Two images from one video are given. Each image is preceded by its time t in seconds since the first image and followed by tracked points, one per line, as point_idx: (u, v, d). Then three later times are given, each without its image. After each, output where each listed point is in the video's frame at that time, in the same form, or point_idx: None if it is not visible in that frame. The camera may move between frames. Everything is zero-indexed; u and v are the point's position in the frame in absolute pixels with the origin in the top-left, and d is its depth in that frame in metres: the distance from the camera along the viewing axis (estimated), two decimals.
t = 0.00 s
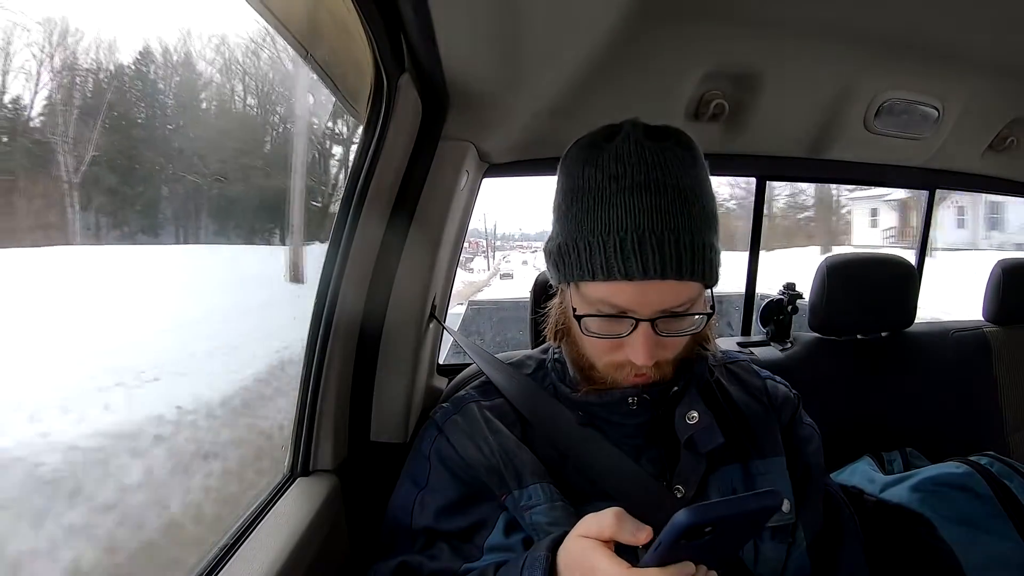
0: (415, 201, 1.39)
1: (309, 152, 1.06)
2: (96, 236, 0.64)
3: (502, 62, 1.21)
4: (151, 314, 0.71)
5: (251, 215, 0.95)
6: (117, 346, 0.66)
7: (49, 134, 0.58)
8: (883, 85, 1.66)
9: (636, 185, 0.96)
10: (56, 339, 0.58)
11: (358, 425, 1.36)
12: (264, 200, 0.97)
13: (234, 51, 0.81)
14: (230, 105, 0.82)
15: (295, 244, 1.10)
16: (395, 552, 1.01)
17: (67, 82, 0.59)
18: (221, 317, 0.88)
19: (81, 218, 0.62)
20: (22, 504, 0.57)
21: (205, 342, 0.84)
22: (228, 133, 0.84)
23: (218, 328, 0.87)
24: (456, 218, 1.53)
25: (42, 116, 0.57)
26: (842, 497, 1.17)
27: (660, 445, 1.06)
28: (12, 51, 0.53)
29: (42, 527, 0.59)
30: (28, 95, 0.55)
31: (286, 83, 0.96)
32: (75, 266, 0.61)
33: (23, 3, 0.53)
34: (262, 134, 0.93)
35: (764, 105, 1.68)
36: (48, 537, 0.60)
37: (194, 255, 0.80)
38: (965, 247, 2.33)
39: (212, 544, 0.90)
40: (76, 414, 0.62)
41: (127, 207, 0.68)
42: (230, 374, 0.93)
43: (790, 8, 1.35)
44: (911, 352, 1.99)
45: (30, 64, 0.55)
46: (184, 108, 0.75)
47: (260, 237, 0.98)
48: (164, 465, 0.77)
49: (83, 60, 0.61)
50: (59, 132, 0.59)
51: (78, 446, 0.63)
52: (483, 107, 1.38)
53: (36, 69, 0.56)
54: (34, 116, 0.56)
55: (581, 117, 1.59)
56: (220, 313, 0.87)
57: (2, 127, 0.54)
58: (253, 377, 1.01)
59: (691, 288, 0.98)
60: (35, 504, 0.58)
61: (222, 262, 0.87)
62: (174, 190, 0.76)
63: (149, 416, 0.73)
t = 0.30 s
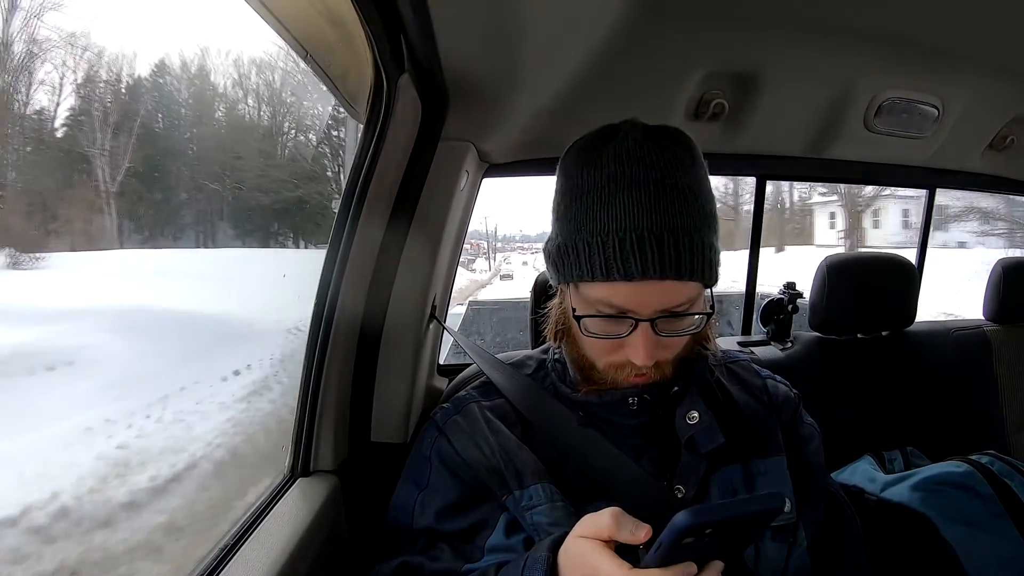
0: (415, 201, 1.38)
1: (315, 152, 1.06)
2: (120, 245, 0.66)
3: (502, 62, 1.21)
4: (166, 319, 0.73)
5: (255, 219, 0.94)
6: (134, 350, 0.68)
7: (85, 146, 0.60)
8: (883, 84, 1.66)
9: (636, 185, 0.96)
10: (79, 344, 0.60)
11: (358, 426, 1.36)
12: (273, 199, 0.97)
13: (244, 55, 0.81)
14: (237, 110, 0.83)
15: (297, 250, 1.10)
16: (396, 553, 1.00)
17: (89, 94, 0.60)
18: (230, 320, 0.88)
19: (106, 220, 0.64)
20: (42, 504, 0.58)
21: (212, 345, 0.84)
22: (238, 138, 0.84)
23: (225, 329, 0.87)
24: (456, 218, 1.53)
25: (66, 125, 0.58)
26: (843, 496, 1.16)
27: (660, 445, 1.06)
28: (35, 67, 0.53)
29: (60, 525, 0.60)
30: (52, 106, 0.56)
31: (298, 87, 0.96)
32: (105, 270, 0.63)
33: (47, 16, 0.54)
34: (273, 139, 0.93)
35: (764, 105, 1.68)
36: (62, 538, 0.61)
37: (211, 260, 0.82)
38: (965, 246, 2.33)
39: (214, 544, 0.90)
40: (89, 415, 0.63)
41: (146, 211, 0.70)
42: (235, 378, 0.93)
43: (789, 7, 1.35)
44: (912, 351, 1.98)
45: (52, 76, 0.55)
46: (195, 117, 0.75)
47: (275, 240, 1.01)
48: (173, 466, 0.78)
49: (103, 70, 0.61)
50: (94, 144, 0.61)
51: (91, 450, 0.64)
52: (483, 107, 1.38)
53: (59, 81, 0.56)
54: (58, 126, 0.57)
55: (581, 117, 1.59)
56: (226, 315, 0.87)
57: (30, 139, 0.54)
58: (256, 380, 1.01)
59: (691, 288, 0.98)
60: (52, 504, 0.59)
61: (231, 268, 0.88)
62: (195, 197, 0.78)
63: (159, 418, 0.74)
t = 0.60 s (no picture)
0: (416, 200, 1.38)
1: (321, 153, 1.06)
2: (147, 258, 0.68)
3: (503, 61, 1.21)
4: (183, 332, 0.74)
5: (259, 220, 0.93)
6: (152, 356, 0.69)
7: (121, 160, 0.62)
8: (884, 83, 1.66)
9: (640, 183, 0.96)
10: (98, 353, 0.61)
11: (359, 425, 1.36)
12: (279, 200, 0.97)
13: (251, 57, 0.81)
14: (244, 112, 0.83)
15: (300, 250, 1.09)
16: (398, 552, 1.00)
17: (113, 103, 0.60)
18: (237, 321, 0.88)
19: (137, 230, 0.65)
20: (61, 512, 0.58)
21: (217, 346, 0.84)
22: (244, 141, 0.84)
23: (230, 330, 0.87)
24: (457, 217, 1.53)
25: (86, 134, 0.57)
26: (844, 495, 1.16)
27: (661, 443, 1.06)
28: (57, 81, 0.53)
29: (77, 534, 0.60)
30: (72, 114, 0.55)
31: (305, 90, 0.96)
32: (140, 284, 0.66)
33: (73, 28, 0.53)
34: (279, 142, 0.93)
35: (764, 104, 1.68)
36: (81, 544, 0.61)
37: (220, 262, 0.82)
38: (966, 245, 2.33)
39: (216, 544, 0.90)
40: (109, 425, 0.64)
41: (162, 220, 0.70)
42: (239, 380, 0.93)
43: (789, 6, 1.35)
44: (912, 351, 1.98)
45: (74, 86, 0.55)
46: (206, 121, 0.75)
47: (289, 244, 1.04)
48: (183, 473, 0.79)
49: (119, 81, 0.60)
50: (129, 157, 0.63)
51: (107, 457, 0.64)
52: (484, 106, 1.38)
53: (81, 92, 0.56)
54: (79, 137, 0.56)
55: (582, 116, 1.59)
56: (232, 317, 0.87)
57: (54, 149, 0.54)
58: (258, 380, 1.01)
59: (694, 286, 0.98)
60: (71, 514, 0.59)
61: (240, 268, 0.88)
62: (216, 206, 0.81)
63: (169, 427, 0.75)
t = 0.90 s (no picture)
0: (416, 200, 1.38)
1: (322, 154, 1.07)
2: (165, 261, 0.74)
3: (503, 61, 1.21)
4: (194, 331, 0.80)
5: (254, 220, 0.93)
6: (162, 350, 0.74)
7: (147, 168, 0.69)
8: (883, 83, 1.66)
9: (642, 182, 0.96)
10: (111, 346, 0.66)
11: (359, 425, 1.36)
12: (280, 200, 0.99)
13: (251, 57, 0.82)
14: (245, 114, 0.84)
15: (295, 251, 1.09)
16: (398, 552, 1.01)
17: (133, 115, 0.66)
18: (229, 319, 0.88)
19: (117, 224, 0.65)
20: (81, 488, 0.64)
21: (209, 346, 0.84)
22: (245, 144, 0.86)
23: (222, 328, 0.87)
24: (457, 217, 1.52)
25: (104, 142, 0.63)
26: (844, 495, 1.16)
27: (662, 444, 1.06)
28: (76, 90, 0.58)
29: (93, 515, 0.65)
30: (90, 123, 0.61)
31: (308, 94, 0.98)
32: (154, 284, 0.72)
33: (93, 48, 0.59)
34: (277, 143, 0.94)
35: (764, 104, 1.68)
36: (95, 526, 0.66)
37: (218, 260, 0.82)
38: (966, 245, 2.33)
39: (214, 545, 0.90)
40: (129, 413, 0.70)
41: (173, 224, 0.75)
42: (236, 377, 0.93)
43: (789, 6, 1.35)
44: (912, 351, 1.98)
45: (92, 99, 0.60)
46: (207, 126, 0.78)
47: (303, 246, 1.12)
48: (173, 469, 0.79)
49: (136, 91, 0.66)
50: (156, 166, 0.71)
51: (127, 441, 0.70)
52: (483, 106, 1.38)
53: (98, 105, 0.61)
54: (98, 144, 0.62)
55: (581, 116, 1.59)
56: (223, 317, 0.86)
57: (76, 157, 0.60)
58: (257, 381, 1.01)
59: (695, 286, 0.98)
60: (88, 493, 0.65)
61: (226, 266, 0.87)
62: (234, 211, 0.88)
63: (185, 418, 0.80)
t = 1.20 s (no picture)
0: (416, 197, 1.38)
1: (322, 152, 1.06)
2: (178, 268, 0.76)
3: (503, 59, 1.20)
4: (202, 336, 0.83)
5: (251, 218, 0.93)
6: (177, 353, 0.77)
7: (165, 173, 0.72)
8: (884, 80, 1.66)
9: (645, 178, 0.96)
10: (127, 344, 0.68)
11: (360, 423, 1.36)
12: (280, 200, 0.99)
13: (251, 57, 0.82)
14: (246, 111, 0.84)
15: (292, 249, 1.09)
16: (399, 549, 1.01)
17: (152, 123, 0.68)
18: (226, 317, 0.88)
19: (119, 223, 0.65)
20: (104, 482, 0.66)
21: (207, 345, 0.84)
22: (246, 145, 0.86)
23: (219, 325, 0.87)
24: (457, 214, 1.52)
25: (122, 148, 0.65)
26: (846, 491, 1.17)
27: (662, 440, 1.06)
28: (99, 100, 0.60)
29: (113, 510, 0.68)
30: (109, 131, 0.63)
31: (308, 96, 0.98)
32: (168, 289, 0.74)
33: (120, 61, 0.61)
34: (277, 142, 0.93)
35: (764, 101, 1.67)
36: (106, 526, 0.66)
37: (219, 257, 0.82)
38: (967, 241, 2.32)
39: (216, 545, 0.90)
40: (146, 410, 0.72)
41: (185, 228, 0.77)
42: (236, 372, 0.93)
43: (789, 3, 1.35)
44: (913, 347, 1.98)
45: (114, 108, 0.63)
46: (207, 122, 0.78)
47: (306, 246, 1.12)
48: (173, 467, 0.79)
49: (155, 101, 0.68)
50: (175, 172, 0.73)
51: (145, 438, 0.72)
52: (483, 104, 1.38)
53: (118, 113, 0.63)
54: (116, 152, 0.64)
55: (581, 114, 1.59)
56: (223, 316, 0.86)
57: (95, 163, 0.62)
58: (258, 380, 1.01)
59: (697, 282, 0.98)
60: (108, 488, 0.66)
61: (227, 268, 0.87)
62: (233, 209, 0.87)
63: (190, 414, 0.81)
